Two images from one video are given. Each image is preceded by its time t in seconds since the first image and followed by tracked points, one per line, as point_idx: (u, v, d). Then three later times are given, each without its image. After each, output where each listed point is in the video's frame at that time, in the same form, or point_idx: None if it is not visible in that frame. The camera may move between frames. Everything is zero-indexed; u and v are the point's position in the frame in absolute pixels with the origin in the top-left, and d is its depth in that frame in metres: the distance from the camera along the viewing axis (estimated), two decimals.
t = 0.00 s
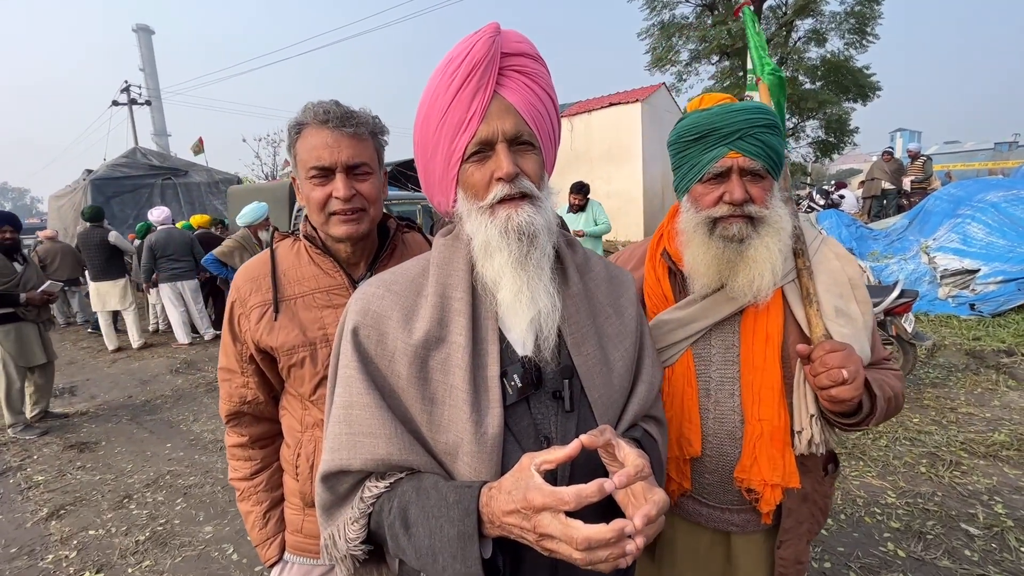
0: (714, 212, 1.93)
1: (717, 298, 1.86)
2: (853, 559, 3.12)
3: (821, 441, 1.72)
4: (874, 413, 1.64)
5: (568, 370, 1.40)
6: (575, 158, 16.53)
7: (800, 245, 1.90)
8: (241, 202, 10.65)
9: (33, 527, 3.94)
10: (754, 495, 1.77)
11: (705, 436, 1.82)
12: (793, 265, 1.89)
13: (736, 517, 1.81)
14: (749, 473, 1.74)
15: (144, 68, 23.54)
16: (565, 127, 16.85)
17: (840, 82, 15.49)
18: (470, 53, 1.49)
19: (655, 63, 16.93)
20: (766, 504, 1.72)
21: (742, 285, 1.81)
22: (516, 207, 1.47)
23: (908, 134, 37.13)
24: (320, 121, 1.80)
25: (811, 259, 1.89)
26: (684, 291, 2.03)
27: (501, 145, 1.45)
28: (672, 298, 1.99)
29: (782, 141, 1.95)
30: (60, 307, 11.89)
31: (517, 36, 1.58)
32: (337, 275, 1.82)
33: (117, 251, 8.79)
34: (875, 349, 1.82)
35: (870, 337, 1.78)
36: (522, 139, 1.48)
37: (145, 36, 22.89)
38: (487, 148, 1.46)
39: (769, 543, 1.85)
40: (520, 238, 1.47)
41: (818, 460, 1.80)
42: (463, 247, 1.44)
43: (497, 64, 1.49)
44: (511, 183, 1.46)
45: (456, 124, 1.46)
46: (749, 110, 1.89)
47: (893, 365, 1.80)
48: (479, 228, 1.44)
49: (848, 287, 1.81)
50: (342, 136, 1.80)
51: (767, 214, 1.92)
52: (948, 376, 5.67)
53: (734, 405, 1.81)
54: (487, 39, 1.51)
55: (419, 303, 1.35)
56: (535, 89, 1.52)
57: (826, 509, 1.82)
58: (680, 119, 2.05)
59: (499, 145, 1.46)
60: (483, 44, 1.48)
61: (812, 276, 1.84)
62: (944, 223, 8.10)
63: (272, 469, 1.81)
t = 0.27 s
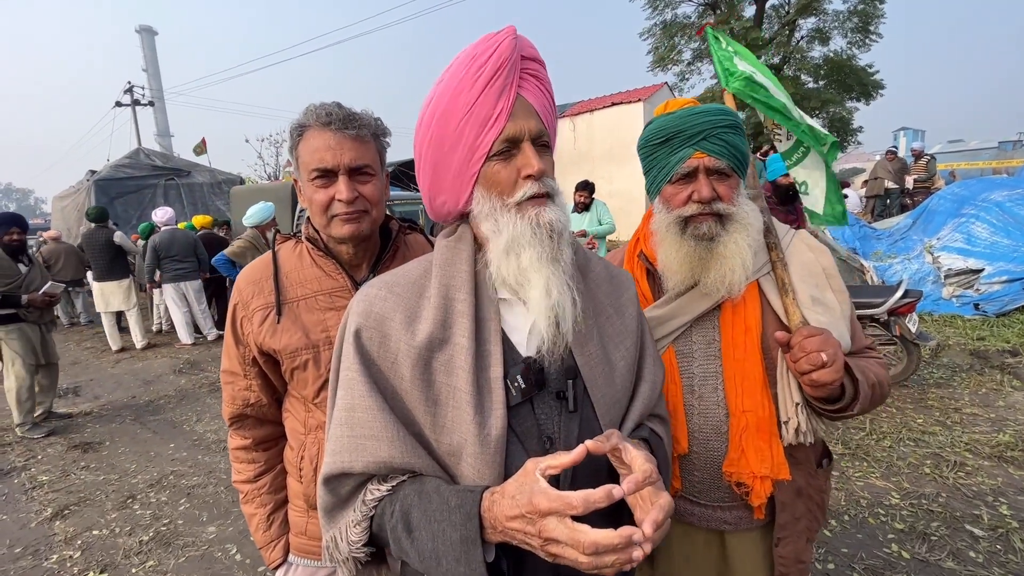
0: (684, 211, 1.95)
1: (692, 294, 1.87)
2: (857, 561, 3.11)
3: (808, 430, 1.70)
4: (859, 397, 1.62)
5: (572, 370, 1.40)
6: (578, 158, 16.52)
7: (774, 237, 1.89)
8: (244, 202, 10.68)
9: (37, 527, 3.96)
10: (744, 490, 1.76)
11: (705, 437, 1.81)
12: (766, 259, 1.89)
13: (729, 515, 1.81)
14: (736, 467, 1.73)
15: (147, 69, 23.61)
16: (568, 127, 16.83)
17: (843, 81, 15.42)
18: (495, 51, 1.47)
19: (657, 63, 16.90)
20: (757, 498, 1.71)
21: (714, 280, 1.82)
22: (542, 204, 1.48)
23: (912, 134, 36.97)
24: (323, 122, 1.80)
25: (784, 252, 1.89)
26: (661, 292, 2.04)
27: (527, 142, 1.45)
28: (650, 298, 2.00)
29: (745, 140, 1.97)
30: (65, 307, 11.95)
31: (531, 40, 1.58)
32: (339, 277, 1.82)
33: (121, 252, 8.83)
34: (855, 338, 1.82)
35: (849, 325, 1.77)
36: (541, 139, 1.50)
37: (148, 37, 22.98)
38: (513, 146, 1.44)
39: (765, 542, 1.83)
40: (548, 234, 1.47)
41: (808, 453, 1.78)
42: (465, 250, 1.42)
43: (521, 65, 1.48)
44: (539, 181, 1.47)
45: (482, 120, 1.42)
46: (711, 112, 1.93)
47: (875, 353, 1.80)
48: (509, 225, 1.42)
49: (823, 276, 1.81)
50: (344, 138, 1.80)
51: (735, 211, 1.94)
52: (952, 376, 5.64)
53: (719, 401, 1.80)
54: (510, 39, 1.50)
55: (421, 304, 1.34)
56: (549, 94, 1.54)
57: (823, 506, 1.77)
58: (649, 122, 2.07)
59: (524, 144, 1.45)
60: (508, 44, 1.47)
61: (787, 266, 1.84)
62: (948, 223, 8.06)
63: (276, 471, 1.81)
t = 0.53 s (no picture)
0: (658, 212, 1.98)
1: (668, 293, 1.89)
2: (863, 562, 3.09)
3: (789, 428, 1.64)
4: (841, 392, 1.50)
5: (577, 370, 1.40)
6: (581, 157, 16.50)
7: (751, 235, 1.85)
8: (247, 203, 10.71)
9: (43, 527, 3.97)
10: (727, 487, 1.75)
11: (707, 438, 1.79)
12: (744, 257, 1.87)
13: (716, 516, 1.77)
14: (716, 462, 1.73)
15: (151, 70, 23.70)
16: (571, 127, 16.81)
17: (847, 80, 15.35)
18: (489, 46, 1.47)
19: (660, 62, 16.85)
20: (741, 495, 1.72)
21: (688, 278, 1.83)
22: (522, 202, 1.46)
23: (916, 132, 36.79)
24: (324, 123, 1.79)
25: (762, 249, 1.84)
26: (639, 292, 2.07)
27: (514, 135, 1.45)
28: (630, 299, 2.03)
29: (716, 141, 1.98)
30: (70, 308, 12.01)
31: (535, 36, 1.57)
32: (341, 278, 1.82)
33: (123, 253, 8.87)
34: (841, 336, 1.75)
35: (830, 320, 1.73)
36: (535, 134, 1.49)
37: (152, 38, 23.05)
38: (498, 139, 1.45)
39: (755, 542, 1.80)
40: (526, 233, 1.44)
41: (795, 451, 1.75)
42: (466, 247, 1.43)
43: (514, 60, 1.47)
44: (520, 175, 1.45)
45: (468, 114, 1.44)
46: (679, 115, 1.96)
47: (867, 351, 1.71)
48: (483, 222, 1.43)
49: (800, 271, 1.79)
50: (347, 138, 1.80)
51: (707, 210, 1.95)
52: (958, 376, 5.60)
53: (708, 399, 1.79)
54: (508, 35, 1.49)
55: (424, 303, 1.32)
56: (548, 90, 1.52)
57: (813, 503, 1.74)
58: (623, 127, 2.11)
59: (512, 136, 1.45)
60: (503, 38, 1.47)
61: (764, 264, 1.80)
62: (954, 221, 8.00)
63: (279, 473, 1.81)
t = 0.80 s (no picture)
0: (662, 213, 1.95)
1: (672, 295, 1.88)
2: (870, 563, 3.07)
3: (796, 428, 1.69)
4: (849, 394, 1.52)
5: (581, 370, 1.39)
6: (584, 157, 16.48)
7: (759, 236, 1.86)
8: (251, 204, 10.74)
9: (50, 527, 3.99)
10: (731, 489, 1.73)
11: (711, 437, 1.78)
12: (753, 258, 1.86)
13: (719, 517, 1.76)
14: (721, 465, 1.70)
15: (155, 72, 23.79)
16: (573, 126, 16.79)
17: (851, 77, 15.28)
18: (487, 42, 1.47)
19: (663, 60, 16.80)
20: (744, 497, 1.68)
21: (692, 281, 1.81)
22: (520, 196, 1.44)
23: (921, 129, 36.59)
24: (326, 122, 1.78)
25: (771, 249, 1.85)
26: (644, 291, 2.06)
27: (511, 132, 1.44)
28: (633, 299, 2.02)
29: (723, 141, 1.93)
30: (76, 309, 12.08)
31: (534, 34, 1.56)
32: (343, 278, 1.81)
33: (127, 254, 8.90)
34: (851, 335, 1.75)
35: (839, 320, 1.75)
36: (530, 130, 1.47)
37: (155, 39, 23.12)
38: (495, 134, 1.44)
39: (757, 545, 1.78)
40: (525, 228, 1.43)
41: (801, 453, 1.73)
42: (467, 247, 1.42)
43: (513, 56, 1.47)
44: (517, 170, 1.44)
45: (466, 109, 1.43)
46: (684, 115, 1.90)
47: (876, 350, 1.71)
48: (480, 217, 1.43)
49: (811, 273, 1.80)
50: (348, 138, 1.79)
51: (711, 212, 1.91)
52: (965, 375, 5.56)
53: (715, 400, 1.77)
54: (506, 31, 1.49)
55: (425, 304, 1.31)
56: (547, 87, 1.50)
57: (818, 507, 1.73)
58: (627, 127, 2.07)
59: (508, 132, 1.44)
60: (501, 34, 1.46)
61: (773, 263, 1.81)
62: (960, 219, 7.94)
63: (283, 474, 1.80)
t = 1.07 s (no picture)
0: (690, 204, 1.92)
1: (696, 286, 1.84)
2: (873, 563, 3.05)
3: (812, 433, 1.62)
4: (866, 401, 1.54)
5: (572, 373, 1.39)
6: (585, 156, 16.46)
7: (786, 234, 1.77)
8: (253, 205, 10.76)
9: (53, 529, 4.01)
10: (738, 492, 1.70)
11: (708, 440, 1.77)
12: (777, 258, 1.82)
13: (725, 520, 1.74)
14: (730, 465, 1.67)
15: (158, 74, 23.84)
16: (575, 125, 16.78)
17: (853, 75, 15.22)
18: (505, 45, 1.46)
19: (664, 59, 16.76)
20: (750, 501, 1.64)
21: (718, 272, 1.78)
22: (537, 199, 1.46)
23: (925, 127, 36.42)
24: (320, 127, 1.79)
25: (796, 251, 1.77)
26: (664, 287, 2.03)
27: (525, 136, 1.44)
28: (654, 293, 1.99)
29: (754, 133, 1.91)
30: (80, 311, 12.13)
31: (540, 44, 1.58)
32: (339, 281, 1.82)
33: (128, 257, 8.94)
34: (875, 346, 1.71)
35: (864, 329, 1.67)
36: (541, 139, 1.48)
37: (157, 41, 23.18)
38: (512, 138, 1.43)
39: (764, 551, 1.75)
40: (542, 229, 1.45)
41: (818, 464, 1.67)
42: (457, 251, 1.39)
43: (529, 64, 1.47)
44: (535, 173, 1.45)
45: (485, 108, 1.40)
46: (717, 104, 1.89)
47: (896, 364, 1.70)
48: (501, 215, 1.40)
49: (837, 276, 1.74)
50: (342, 141, 1.79)
51: (741, 203, 1.89)
52: (969, 374, 5.53)
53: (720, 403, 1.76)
54: (520, 39, 1.48)
55: (414, 310, 1.30)
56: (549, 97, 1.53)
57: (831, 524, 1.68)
58: (656, 116, 2.06)
59: (524, 136, 1.44)
60: (519, 40, 1.46)
61: (798, 265, 1.74)
62: (964, 217, 7.90)
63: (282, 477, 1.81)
